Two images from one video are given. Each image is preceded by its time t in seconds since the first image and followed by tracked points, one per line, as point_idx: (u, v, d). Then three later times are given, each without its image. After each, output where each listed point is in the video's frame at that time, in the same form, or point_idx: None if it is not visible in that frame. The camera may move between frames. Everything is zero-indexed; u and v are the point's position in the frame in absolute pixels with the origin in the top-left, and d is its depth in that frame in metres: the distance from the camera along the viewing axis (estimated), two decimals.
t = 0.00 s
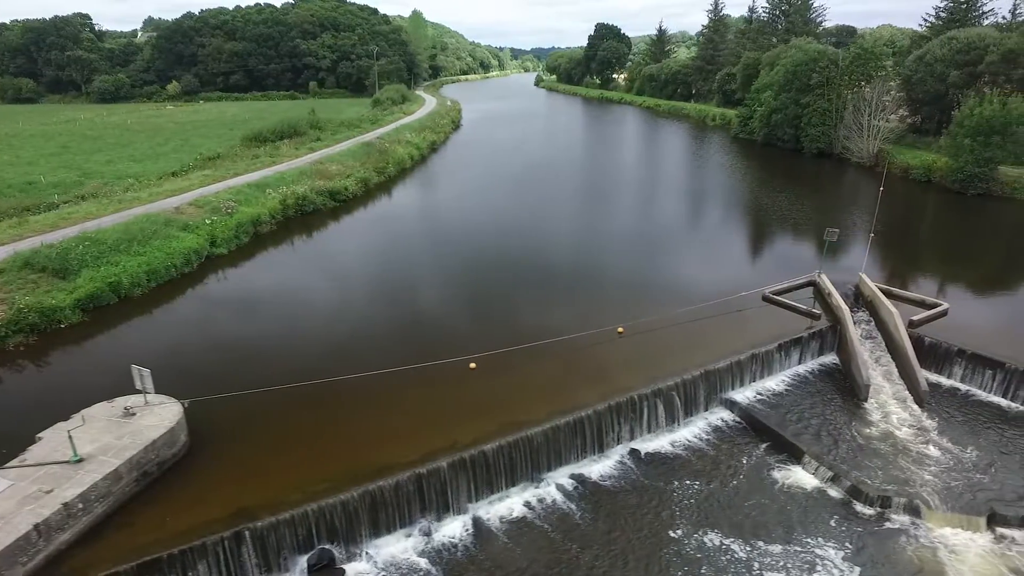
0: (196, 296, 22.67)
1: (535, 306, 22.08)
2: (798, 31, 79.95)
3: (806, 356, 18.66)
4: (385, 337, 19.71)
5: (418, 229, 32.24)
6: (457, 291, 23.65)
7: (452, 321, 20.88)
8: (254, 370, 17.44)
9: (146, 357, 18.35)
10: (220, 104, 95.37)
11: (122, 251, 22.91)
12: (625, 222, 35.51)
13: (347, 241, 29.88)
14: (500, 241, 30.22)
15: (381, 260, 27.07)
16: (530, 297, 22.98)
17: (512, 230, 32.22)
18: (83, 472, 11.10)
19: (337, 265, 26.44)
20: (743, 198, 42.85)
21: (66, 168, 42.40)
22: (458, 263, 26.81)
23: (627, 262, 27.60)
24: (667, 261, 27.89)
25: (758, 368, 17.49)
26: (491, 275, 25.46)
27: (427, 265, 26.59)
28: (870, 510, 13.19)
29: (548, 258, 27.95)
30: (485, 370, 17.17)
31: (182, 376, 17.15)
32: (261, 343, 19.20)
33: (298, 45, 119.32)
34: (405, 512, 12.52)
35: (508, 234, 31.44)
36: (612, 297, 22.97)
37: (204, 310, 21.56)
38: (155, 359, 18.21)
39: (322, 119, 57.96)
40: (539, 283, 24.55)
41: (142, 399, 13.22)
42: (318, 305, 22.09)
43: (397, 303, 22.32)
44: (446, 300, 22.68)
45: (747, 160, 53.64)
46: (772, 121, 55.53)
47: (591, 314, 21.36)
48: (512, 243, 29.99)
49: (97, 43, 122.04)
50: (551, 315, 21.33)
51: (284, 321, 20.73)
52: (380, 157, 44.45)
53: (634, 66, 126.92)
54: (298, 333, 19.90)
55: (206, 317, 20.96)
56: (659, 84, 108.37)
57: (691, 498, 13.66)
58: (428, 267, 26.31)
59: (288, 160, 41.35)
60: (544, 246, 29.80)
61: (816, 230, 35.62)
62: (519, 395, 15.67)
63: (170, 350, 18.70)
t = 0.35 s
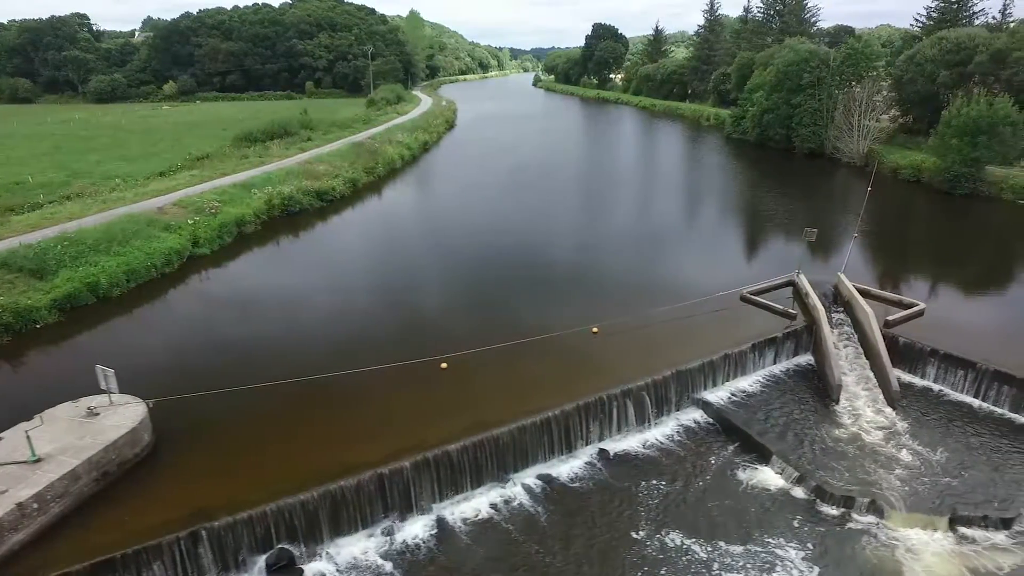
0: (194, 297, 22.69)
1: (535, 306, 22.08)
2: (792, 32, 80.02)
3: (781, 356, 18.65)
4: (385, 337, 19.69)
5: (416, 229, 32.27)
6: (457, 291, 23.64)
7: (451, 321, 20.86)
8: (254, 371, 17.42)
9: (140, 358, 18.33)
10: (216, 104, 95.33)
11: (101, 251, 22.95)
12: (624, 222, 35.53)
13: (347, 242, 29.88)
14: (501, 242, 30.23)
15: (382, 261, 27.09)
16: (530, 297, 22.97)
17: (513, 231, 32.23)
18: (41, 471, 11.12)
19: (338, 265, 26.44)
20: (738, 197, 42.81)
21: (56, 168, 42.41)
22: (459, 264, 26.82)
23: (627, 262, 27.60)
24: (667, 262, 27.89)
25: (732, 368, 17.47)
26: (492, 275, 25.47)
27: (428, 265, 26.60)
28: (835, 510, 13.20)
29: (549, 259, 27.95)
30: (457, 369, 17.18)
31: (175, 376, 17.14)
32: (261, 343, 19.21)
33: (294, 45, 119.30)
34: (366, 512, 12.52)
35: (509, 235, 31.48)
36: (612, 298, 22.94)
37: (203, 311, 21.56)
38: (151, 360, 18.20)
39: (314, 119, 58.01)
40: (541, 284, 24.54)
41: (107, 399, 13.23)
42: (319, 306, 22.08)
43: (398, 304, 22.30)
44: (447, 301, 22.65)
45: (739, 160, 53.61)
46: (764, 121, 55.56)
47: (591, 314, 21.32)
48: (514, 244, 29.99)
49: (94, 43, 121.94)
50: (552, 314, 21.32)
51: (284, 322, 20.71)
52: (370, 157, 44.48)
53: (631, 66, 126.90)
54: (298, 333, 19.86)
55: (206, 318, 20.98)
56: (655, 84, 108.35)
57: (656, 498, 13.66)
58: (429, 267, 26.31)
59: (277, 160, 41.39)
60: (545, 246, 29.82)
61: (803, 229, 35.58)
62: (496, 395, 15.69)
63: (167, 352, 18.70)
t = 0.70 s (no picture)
0: (194, 298, 22.71)
1: (535, 306, 22.07)
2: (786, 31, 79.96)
3: (753, 356, 18.64)
4: (384, 337, 19.70)
5: (414, 230, 32.32)
6: (457, 291, 23.66)
7: (451, 321, 20.85)
8: (253, 372, 17.42)
9: (138, 359, 18.33)
10: (211, 104, 95.30)
11: (77, 252, 23.00)
12: (623, 222, 35.53)
13: (346, 242, 29.87)
14: (500, 242, 30.25)
15: (382, 262, 27.12)
16: (529, 297, 22.97)
17: (513, 231, 32.28)
18: None
19: (337, 266, 26.43)
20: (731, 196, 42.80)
21: (44, 168, 42.42)
22: (460, 265, 26.83)
23: (626, 262, 27.61)
24: (667, 262, 27.88)
25: (702, 369, 17.47)
26: (493, 276, 25.49)
27: (428, 266, 26.63)
28: (795, 511, 13.19)
29: (549, 259, 27.97)
30: (426, 369, 17.15)
31: (171, 377, 17.15)
32: (260, 344, 19.20)
33: (290, 45, 119.27)
34: (323, 512, 12.51)
35: (510, 235, 31.52)
36: (610, 298, 22.93)
37: (202, 312, 21.56)
38: (148, 361, 18.19)
39: (305, 119, 58.02)
40: (542, 284, 24.53)
41: (68, 400, 13.25)
42: (319, 307, 22.07)
43: (398, 305, 22.30)
44: (447, 301, 22.65)
45: (729, 160, 53.60)
46: (754, 121, 55.50)
47: (590, 315, 21.31)
48: (514, 244, 30.01)
49: (90, 43, 121.87)
50: (550, 314, 21.33)
51: (283, 324, 20.70)
52: (358, 157, 44.49)
53: (627, 66, 126.83)
54: (297, 335, 19.83)
55: (206, 319, 20.99)
56: (650, 84, 108.33)
57: (617, 499, 13.69)
58: (429, 268, 26.34)
59: (264, 160, 41.40)
60: (545, 246, 29.82)
61: (789, 227, 35.59)
62: (476, 395, 15.71)
63: (166, 353, 18.69)
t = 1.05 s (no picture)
0: (193, 298, 22.69)
1: (535, 306, 22.01)
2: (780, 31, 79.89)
3: (728, 356, 18.64)
4: (385, 337, 19.62)
5: (414, 229, 32.32)
6: (457, 290, 23.64)
7: (450, 320, 20.81)
8: (250, 369, 17.42)
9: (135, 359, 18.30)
10: (206, 104, 95.24)
11: (56, 252, 23.06)
12: (623, 221, 35.47)
13: (345, 242, 29.84)
14: (503, 242, 30.18)
15: (382, 261, 27.09)
16: (528, 296, 22.95)
17: (516, 231, 32.22)
18: None
19: (339, 266, 26.39)
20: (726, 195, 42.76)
21: (32, 168, 42.41)
22: (461, 265, 26.75)
23: (626, 262, 27.60)
24: (666, 262, 27.78)
25: (675, 369, 17.46)
26: (493, 275, 25.46)
27: (430, 266, 26.55)
28: (758, 510, 13.21)
29: (551, 259, 27.89)
30: (395, 369, 17.10)
31: (168, 376, 17.15)
32: (259, 343, 19.18)
33: (287, 45, 119.20)
34: (285, 512, 12.52)
35: (512, 235, 31.46)
36: (609, 297, 22.90)
37: (201, 312, 21.56)
38: (146, 360, 18.17)
39: (297, 119, 58.02)
40: (542, 284, 24.43)
41: (32, 400, 13.27)
42: (320, 307, 22.04)
43: (400, 305, 22.23)
44: (448, 301, 22.57)
45: (720, 160, 53.60)
46: (746, 121, 55.47)
47: (587, 313, 21.26)
48: (515, 244, 29.95)
49: (86, 43, 121.76)
50: (550, 314, 21.25)
51: (284, 323, 20.68)
52: (348, 157, 44.49)
53: (624, 66, 126.80)
54: (298, 334, 19.81)
55: (206, 319, 20.97)
56: (646, 83, 108.27)
57: (582, 499, 13.69)
58: (430, 268, 26.28)
59: (252, 160, 41.41)
60: (545, 246, 29.79)
61: (776, 227, 35.59)
62: (467, 395, 15.64)
63: (164, 353, 18.66)
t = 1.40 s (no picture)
0: (194, 298, 22.73)
1: (532, 305, 21.99)
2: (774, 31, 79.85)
3: (700, 356, 18.65)
4: (382, 336, 19.61)
5: (413, 229, 32.34)
6: (457, 291, 23.61)
7: (448, 320, 20.80)
8: (243, 368, 17.47)
9: (135, 359, 18.33)
10: (201, 104, 95.31)
11: (33, 253, 23.13)
12: (622, 221, 35.46)
13: (343, 242, 29.85)
14: (502, 242, 30.18)
15: (381, 261, 27.10)
16: (526, 296, 22.90)
17: (516, 231, 32.23)
18: None
19: (339, 266, 26.41)
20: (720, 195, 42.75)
21: (20, 168, 42.48)
22: (460, 265, 26.73)
23: (625, 262, 27.56)
24: (665, 262, 27.75)
25: (645, 369, 17.45)
26: (492, 275, 25.43)
27: (429, 266, 26.55)
28: (718, 511, 13.26)
29: (551, 258, 27.85)
30: (365, 370, 17.09)
31: (160, 375, 17.25)
32: (255, 342, 19.23)
33: (283, 46, 119.24)
34: (242, 513, 12.53)
35: (512, 235, 31.46)
36: (603, 296, 22.88)
37: (200, 311, 21.67)
38: (144, 359, 18.23)
39: (288, 119, 58.05)
40: (541, 283, 24.40)
41: None
42: (319, 306, 22.07)
43: (398, 304, 22.24)
44: (446, 301, 22.55)
45: (711, 160, 53.60)
46: (737, 121, 55.45)
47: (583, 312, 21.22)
48: (514, 244, 29.92)
49: (83, 43, 121.86)
50: (546, 313, 21.23)
51: (283, 323, 20.72)
52: (336, 157, 44.53)
53: (620, 66, 126.81)
54: (295, 333, 19.83)
55: (207, 318, 21.00)
56: (642, 83, 108.28)
57: (543, 499, 13.71)
58: (428, 267, 26.29)
59: (240, 160, 41.45)
60: (545, 245, 29.77)
61: (761, 226, 35.59)
62: (454, 396, 15.62)
63: (163, 352, 18.69)
